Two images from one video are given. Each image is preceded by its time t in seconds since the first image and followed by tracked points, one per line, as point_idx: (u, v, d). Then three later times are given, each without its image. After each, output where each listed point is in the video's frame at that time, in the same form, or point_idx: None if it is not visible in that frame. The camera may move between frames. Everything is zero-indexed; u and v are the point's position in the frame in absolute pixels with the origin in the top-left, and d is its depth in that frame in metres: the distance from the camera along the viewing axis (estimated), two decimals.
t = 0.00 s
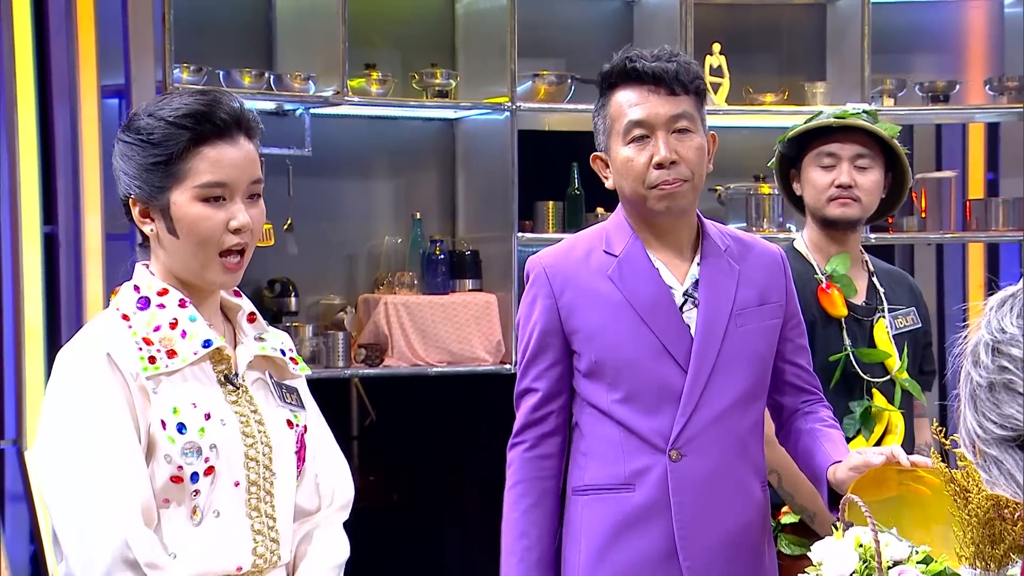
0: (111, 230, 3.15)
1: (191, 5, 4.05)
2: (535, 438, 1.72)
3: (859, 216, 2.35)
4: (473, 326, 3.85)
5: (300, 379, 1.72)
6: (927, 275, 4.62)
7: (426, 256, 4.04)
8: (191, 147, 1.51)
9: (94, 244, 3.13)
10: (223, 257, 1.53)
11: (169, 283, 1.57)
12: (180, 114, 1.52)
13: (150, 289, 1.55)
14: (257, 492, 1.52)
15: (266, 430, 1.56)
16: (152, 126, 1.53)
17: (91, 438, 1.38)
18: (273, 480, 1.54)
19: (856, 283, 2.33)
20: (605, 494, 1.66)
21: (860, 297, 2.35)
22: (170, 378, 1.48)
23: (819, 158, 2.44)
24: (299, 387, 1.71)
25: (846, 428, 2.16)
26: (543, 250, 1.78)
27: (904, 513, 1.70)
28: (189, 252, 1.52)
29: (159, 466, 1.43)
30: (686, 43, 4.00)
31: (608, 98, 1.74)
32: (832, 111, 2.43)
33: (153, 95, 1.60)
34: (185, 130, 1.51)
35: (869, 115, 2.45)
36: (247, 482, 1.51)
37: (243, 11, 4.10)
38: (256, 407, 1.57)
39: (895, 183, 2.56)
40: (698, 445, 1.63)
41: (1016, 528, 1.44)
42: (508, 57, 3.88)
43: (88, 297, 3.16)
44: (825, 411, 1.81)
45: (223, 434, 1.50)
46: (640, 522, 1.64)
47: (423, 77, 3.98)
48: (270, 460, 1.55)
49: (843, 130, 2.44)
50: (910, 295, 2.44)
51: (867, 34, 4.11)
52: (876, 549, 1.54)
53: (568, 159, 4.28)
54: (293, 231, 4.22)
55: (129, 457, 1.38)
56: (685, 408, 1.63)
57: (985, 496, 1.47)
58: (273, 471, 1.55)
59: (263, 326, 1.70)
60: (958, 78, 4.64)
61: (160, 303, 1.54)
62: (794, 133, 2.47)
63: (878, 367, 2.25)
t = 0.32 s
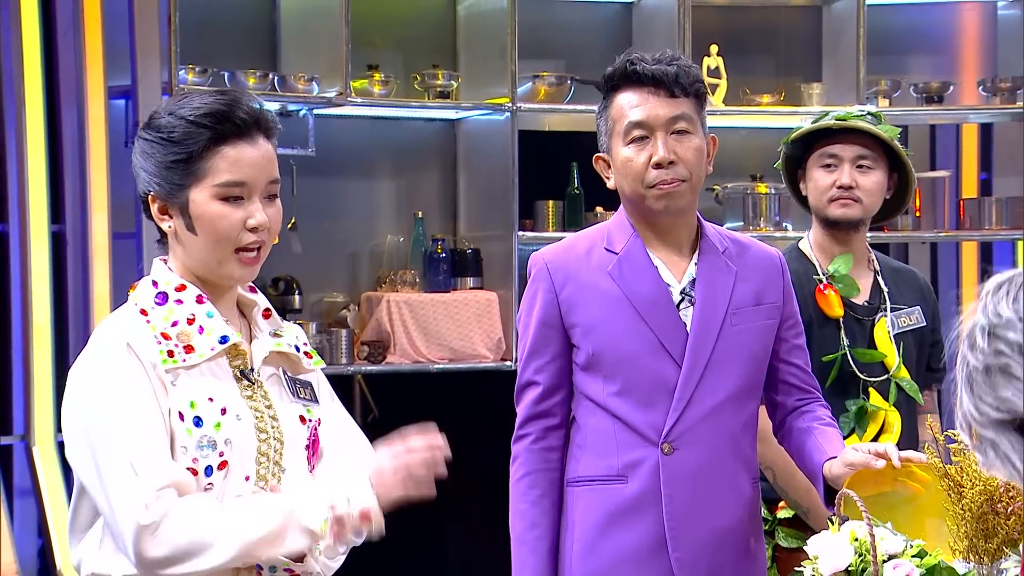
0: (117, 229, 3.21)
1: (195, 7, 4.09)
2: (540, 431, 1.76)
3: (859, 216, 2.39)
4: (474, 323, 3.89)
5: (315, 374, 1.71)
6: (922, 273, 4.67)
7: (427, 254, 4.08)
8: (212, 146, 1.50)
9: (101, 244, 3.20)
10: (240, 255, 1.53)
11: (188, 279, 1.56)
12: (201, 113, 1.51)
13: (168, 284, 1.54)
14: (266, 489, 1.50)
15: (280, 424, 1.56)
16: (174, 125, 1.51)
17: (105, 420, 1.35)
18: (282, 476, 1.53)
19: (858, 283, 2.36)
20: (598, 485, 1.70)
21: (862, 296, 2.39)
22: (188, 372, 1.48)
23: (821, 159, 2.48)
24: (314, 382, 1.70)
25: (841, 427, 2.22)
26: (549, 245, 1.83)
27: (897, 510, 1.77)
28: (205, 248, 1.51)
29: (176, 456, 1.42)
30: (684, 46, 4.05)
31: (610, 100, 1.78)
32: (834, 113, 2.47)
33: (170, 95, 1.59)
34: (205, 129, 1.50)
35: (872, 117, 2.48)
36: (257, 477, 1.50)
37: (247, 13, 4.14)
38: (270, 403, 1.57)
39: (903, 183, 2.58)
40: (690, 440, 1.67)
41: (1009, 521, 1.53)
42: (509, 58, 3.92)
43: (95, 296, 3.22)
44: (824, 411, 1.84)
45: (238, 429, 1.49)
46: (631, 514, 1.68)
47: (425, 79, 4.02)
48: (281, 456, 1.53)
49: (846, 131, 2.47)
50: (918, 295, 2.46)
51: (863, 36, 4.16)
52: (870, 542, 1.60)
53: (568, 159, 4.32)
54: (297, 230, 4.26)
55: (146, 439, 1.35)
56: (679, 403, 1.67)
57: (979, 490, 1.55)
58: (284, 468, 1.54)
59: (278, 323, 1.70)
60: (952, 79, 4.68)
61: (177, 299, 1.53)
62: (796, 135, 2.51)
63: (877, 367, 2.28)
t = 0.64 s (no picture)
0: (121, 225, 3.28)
1: (198, 4, 4.10)
2: (535, 423, 1.77)
3: (864, 213, 2.40)
4: (475, 319, 3.91)
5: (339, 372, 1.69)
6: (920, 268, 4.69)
7: (428, 251, 4.10)
8: (252, 146, 1.54)
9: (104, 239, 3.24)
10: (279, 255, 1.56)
11: (218, 276, 1.58)
12: (242, 113, 1.56)
13: (197, 281, 1.56)
14: (276, 490, 1.54)
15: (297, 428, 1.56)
16: (214, 123, 1.56)
17: (126, 411, 1.43)
18: (295, 479, 1.56)
19: (860, 279, 2.38)
20: (592, 478, 1.72)
21: (863, 292, 2.40)
22: (212, 373, 1.50)
23: (827, 156, 2.49)
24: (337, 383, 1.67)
25: (844, 421, 2.23)
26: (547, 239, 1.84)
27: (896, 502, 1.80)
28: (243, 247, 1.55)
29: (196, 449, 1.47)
30: (683, 43, 4.07)
31: (614, 95, 1.79)
32: (840, 110, 2.48)
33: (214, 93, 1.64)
34: (246, 128, 1.55)
35: (876, 114, 2.49)
36: (270, 479, 1.53)
37: (249, 10, 4.15)
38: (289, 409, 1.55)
39: (903, 180, 2.61)
40: (683, 435, 1.69)
41: (1005, 515, 1.58)
42: (509, 55, 3.93)
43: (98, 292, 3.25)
44: (822, 408, 1.85)
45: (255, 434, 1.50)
46: (625, 507, 1.70)
47: (426, 75, 4.04)
48: (297, 458, 1.56)
49: (851, 129, 2.48)
50: (918, 291, 2.48)
51: (861, 34, 4.18)
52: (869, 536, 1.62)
53: (569, 156, 4.33)
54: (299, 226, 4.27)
55: (165, 425, 1.42)
56: (674, 397, 1.69)
57: (976, 484, 1.59)
58: (298, 470, 1.57)
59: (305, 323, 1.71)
60: (951, 76, 4.70)
61: (204, 297, 1.55)
62: (802, 131, 2.52)
63: (879, 362, 2.30)
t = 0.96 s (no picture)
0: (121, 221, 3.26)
1: None
2: (535, 421, 1.78)
3: (868, 208, 2.40)
4: (475, 315, 3.92)
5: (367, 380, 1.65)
6: (921, 264, 4.71)
7: (429, 247, 4.09)
8: (301, 152, 1.45)
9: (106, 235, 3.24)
10: (323, 262, 1.47)
11: (259, 279, 1.52)
12: (292, 117, 1.46)
13: (237, 282, 1.50)
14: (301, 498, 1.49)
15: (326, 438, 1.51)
16: (264, 126, 1.47)
17: (175, 412, 1.36)
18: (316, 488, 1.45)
19: (860, 274, 2.39)
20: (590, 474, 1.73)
21: (863, 288, 2.41)
22: (251, 381, 1.45)
23: (832, 150, 2.49)
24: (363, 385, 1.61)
25: (851, 416, 2.23)
26: (544, 236, 1.85)
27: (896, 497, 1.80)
28: (285, 254, 1.46)
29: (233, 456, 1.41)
30: (684, 39, 4.07)
31: (612, 91, 1.80)
32: (847, 104, 2.47)
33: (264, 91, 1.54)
34: (295, 133, 1.45)
35: (881, 109, 2.50)
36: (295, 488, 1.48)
37: (251, 7, 4.16)
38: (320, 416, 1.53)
39: (903, 176, 2.62)
40: (681, 431, 1.70)
41: (1005, 510, 1.59)
42: (511, 51, 3.94)
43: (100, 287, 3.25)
44: (820, 402, 1.87)
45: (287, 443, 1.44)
46: (623, 504, 1.70)
47: (427, 71, 4.04)
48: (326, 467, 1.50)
49: (858, 123, 2.49)
50: (909, 288, 2.49)
51: (861, 30, 4.18)
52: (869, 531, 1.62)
53: (570, 152, 4.34)
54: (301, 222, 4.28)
55: (214, 432, 1.36)
56: (669, 394, 1.69)
57: (976, 479, 1.60)
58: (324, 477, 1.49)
59: (338, 329, 1.65)
60: (951, 72, 4.70)
61: (243, 300, 1.50)
62: (808, 124, 2.51)
63: (882, 357, 2.29)
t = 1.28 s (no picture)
0: (122, 217, 3.26)
1: None
2: (530, 417, 1.78)
3: (865, 203, 2.41)
4: (475, 311, 3.92)
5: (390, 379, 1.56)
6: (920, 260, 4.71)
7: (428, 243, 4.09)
8: (339, 152, 1.37)
9: (106, 230, 3.23)
10: (363, 265, 1.39)
11: (297, 284, 1.46)
12: (330, 118, 1.38)
13: (277, 288, 1.44)
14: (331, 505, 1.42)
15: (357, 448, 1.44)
16: (299, 127, 1.39)
17: (220, 418, 1.26)
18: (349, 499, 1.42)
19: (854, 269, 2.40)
20: (586, 471, 1.73)
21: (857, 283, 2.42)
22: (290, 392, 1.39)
23: (829, 145, 2.48)
24: (387, 385, 1.54)
25: (857, 411, 2.25)
26: (539, 233, 1.85)
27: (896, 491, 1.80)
28: (323, 256, 1.39)
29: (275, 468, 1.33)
30: (684, 35, 4.08)
31: (606, 86, 1.80)
32: (843, 100, 2.47)
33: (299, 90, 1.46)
34: (333, 134, 1.37)
35: (875, 104, 2.50)
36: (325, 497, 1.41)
37: (251, 3, 4.16)
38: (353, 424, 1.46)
39: (894, 171, 2.63)
40: (677, 428, 1.70)
41: (1005, 506, 1.59)
42: (511, 48, 3.94)
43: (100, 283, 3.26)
44: (817, 397, 1.88)
45: (320, 453, 1.39)
46: (619, 500, 1.71)
47: (427, 68, 4.04)
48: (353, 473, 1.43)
49: (854, 118, 2.49)
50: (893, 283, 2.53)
51: (861, 26, 4.18)
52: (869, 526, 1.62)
53: (570, 148, 4.34)
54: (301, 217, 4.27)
55: (263, 444, 1.26)
56: (666, 391, 1.70)
57: (976, 474, 1.61)
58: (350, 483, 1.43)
59: (370, 333, 1.59)
60: (951, 68, 4.70)
61: (283, 305, 1.43)
62: (804, 118, 2.50)
63: (879, 351, 2.31)
